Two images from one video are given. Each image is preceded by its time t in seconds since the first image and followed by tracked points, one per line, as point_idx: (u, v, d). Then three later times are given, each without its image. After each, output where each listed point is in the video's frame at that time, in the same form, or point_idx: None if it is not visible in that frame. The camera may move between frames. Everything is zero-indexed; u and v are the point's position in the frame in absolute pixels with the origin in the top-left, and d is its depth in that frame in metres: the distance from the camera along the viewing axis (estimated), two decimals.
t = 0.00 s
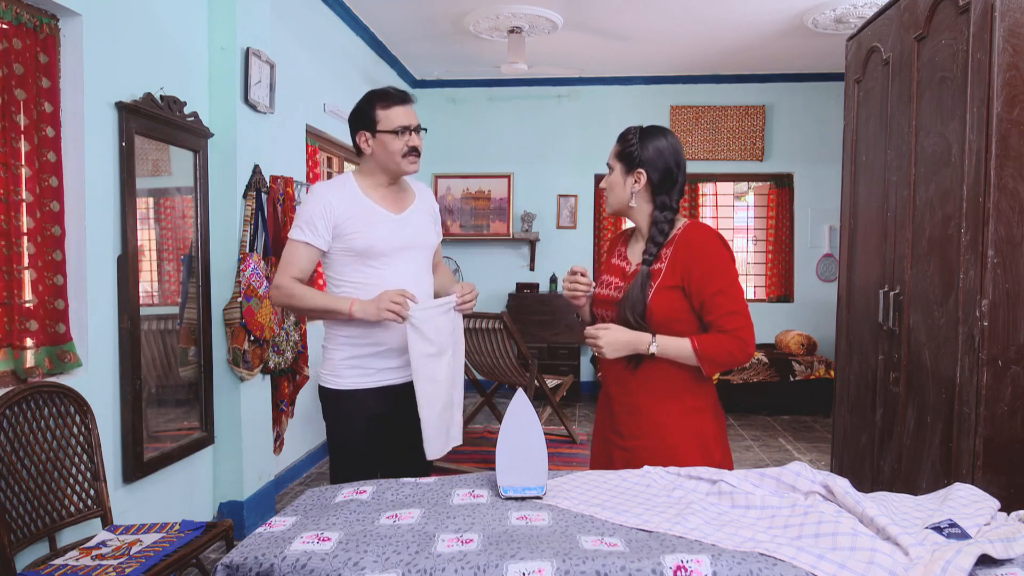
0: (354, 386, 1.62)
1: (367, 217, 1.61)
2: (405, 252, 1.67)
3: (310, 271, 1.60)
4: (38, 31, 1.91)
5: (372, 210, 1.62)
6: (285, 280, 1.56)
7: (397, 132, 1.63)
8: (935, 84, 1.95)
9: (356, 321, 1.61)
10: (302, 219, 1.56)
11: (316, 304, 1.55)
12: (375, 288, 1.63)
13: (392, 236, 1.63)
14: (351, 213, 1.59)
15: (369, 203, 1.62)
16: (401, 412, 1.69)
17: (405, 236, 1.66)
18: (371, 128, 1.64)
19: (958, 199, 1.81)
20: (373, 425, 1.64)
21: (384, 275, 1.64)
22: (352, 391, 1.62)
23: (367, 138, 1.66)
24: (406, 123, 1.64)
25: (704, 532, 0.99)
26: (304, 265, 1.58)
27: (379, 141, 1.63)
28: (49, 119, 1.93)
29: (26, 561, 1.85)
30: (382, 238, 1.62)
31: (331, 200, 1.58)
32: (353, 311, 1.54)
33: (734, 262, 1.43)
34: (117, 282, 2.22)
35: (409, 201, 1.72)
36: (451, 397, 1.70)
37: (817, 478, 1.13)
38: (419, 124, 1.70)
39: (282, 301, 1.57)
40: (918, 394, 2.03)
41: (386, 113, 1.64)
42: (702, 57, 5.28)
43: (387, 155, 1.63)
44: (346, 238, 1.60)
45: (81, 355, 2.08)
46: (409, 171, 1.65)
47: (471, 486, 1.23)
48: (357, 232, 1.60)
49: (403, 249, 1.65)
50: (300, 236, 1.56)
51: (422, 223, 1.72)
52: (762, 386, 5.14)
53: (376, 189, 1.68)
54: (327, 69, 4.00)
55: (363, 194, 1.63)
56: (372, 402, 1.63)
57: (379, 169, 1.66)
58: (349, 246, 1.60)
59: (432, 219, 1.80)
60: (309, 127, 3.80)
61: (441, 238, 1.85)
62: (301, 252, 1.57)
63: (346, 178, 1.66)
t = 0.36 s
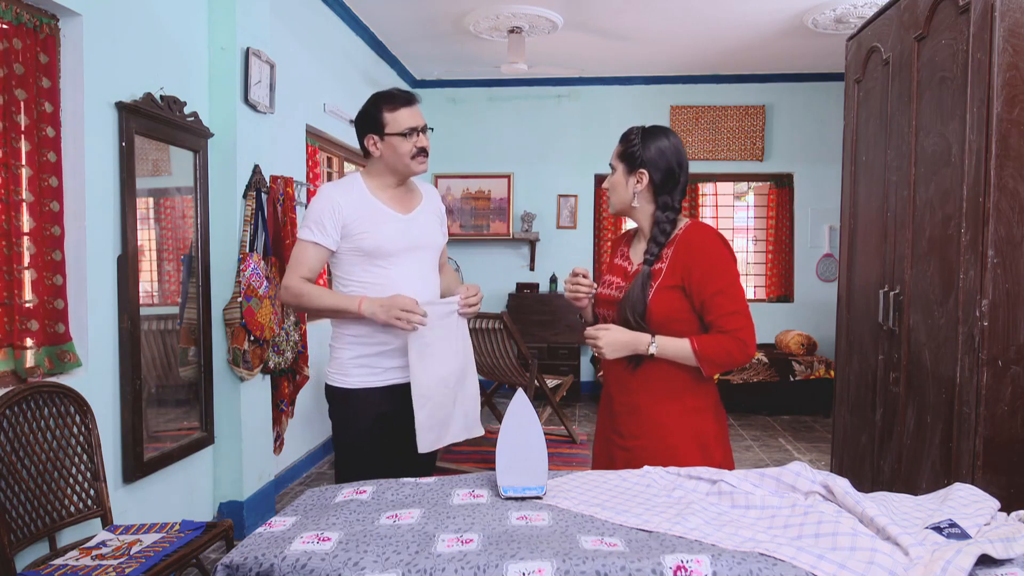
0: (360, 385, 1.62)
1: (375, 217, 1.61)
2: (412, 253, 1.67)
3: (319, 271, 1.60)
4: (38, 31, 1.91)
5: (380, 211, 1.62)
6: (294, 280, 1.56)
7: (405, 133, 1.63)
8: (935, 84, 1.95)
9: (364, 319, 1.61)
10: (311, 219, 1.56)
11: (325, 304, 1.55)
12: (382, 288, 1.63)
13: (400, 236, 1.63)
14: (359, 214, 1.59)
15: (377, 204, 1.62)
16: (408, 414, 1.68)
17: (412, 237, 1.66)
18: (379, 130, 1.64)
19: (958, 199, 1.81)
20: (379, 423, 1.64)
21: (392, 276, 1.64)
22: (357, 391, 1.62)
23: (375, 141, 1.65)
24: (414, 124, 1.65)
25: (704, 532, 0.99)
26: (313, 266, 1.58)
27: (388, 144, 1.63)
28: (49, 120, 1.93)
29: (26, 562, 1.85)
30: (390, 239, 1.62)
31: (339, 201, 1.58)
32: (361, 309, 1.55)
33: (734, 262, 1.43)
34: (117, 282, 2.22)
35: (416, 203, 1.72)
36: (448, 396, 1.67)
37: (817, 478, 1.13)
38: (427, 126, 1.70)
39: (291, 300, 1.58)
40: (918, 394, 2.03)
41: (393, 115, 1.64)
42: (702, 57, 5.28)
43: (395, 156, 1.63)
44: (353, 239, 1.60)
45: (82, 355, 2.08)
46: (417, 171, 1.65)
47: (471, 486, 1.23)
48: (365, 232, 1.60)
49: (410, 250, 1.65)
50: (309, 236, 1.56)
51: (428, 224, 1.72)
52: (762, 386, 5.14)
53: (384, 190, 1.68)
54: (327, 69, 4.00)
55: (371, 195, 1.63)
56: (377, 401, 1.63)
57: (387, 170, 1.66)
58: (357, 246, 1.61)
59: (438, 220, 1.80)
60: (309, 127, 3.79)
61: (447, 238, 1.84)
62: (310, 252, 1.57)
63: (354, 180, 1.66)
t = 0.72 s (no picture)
0: (363, 385, 1.62)
1: (379, 217, 1.61)
2: (415, 253, 1.67)
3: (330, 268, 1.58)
4: (39, 31, 1.91)
5: (383, 211, 1.62)
6: (306, 281, 1.54)
7: (407, 131, 1.63)
8: (935, 84, 1.95)
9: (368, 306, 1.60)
10: (318, 218, 1.56)
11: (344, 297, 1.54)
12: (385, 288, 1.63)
13: (403, 236, 1.64)
14: (363, 213, 1.59)
15: (381, 203, 1.62)
16: (411, 413, 1.68)
17: (415, 237, 1.66)
18: (382, 128, 1.65)
19: (958, 199, 1.81)
20: (382, 422, 1.64)
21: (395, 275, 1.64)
22: (361, 390, 1.62)
23: (379, 138, 1.66)
24: (417, 123, 1.65)
25: (704, 532, 0.99)
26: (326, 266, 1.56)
27: (390, 140, 1.64)
28: (49, 120, 1.93)
29: (26, 562, 1.85)
30: (394, 238, 1.62)
31: (344, 200, 1.58)
32: (380, 290, 1.54)
33: (740, 262, 1.43)
34: (117, 282, 2.22)
35: (419, 203, 1.72)
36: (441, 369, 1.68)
37: (817, 478, 1.13)
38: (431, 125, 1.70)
39: (308, 302, 1.55)
40: (918, 394, 2.03)
41: (397, 113, 1.64)
42: (702, 57, 5.27)
43: (398, 155, 1.63)
44: (357, 239, 1.60)
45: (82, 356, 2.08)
46: (418, 171, 1.65)
47: (471, 486, 1.23)
48: (369, 231, 1.60)
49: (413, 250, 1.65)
50: (318, 235, 1.55)
51: (431, 224, 1.73)
52: (762, 386, 5.14)
53: (387, 191, 1.68)
54: (328, 69, 4.00)
55: (375, 194, 1.63)
56: (380, 400, 1.63)
57: (390, 169, 1.67)
58: (361, 246, 1.61)
59: (441, 221, 1.80)
60: (310, 127, 3.80)
61: (451, 239, 1.85)
62: (318, 250, 1.55)
63: (357, 179, 1.66)
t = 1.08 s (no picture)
0: (365, 385, 1.62)
1: (383, 217, 1.61)
2: (418, 254, 1.67)
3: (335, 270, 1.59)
4: (39, 31, 1.91)
5: (388, 210, 1.62)
6: (311, 281, 1.55)
7: (412, 132, 1.63)
8: (935, 84, 1.95)
9: (367, 297, 1.61)
10: (322, 216, 1.57)
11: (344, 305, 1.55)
12: (387, 288, 1.63)
13: (408, 236, 1.63)
14: (367, 213, 1.59)
15: (384, 203, 1.62)
16: (412, 413, 1.68)
17: (418, 238, 1.66)
18: (388, 128, 1.65)
19: (958, 199, 1.81)
20: (384, 422, 1.64)
21: (398, 276, 1.64)
22: (362, 390, 1.62)
23: (384, 137, 1.66)
24: (421, 123, 1.65)
25: (704, 532, 0.99)
26: (331, 268, 1.58)
27: (395, 140, 1.64)
28: (51, 119, 1.93)
29: (26, 562, 1.85)
30: (399, 238, 1.62)
31: (348, 200, 1.59)
32: (381, 312, 1.55)
33: (745, 261, 1.43)
34: (117, 281, 2.21)
35: (423, 204, 1.72)
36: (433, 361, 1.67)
37: (817, 477, 1.13)
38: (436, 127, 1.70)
39: (309, 303, 1.56)
40: (918, 394, 2.03)
41: (402, 113, 1.64)
42: (702, 57, 5.28)
43: (403, 155, 1.63)
44: (361, 239, 1.60)
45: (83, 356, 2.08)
46: (422, 171, 1.65)
47: (471, 486, 1.23)
48: (374, 231, 1.60)
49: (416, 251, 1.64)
50: (321, 232, 1.56)
51: (436, 226, 1.72)
52: (762, 386, 5.14)
53: (392, 191, 1.67)
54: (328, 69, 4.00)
55: (379, 194, 1.63)
56: (383, 399, 1.63)
57: (394, 169, 1.66)
58: (366, 245, 1.60)
59: (446, 223, 1.80)
60: (310, 127, 3.80)
61: (455, 240, 1.85)
62: (324, 249, 1.56)
63: (363, 179, 1.66)
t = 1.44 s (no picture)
0: (366, 385, 1.62)
1: (383, 217, 1.61)
2: (419, 255, 1.67)
3: (335, 273, 1.60)
4: (39, 31, 1.91)
5: (389, 210, 1.62)
6: (311, 282, 1.55)
7: (409, 133, 1.63)
8: (935, 84, 1.95)
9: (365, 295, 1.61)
10: (322, 218, 1.57)
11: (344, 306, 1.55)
12: (388, 289, 1.63)
13: (408, 236, 1.63)
14: (368, 214, 1.59)
15: (385, 203, 1.62)
16: (414, 413, 1.68)
17: (419, 238, 1.66)
18: (387, 130, 1.65)
19: (958, 199, 1.81)
20: (385, 423, 1.64)
21: (399, 277, 1.63)
22: (363, 390, 1.62)
23: (384, 138, 1.67)
24: (419, 123, 1.64)
25: (704, 532, 0.99)
26: (332, 269, 1.58)
27: (393, 141, 1.64)
28: (54, 119, 1.93)
29: (26, 562, 1.85)
30: (400, 238, 1.62)
31: (349, 200, 1.59)
32: (379, 309, 1.54)
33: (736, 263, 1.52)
34: (117, 281, 2.22)
35: (424, 204, 1.72)
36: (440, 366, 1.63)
37: (817, 477, 1.14)
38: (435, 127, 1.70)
39: (309, 304, 1.56)
40: (918, 394, 2.03)
41: (401, 113, 1.64)
42: (702, 57, 5.27)
43: (401, 155, 1.63)
44: (362, 239, 1.60)
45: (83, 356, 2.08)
46: (421, 171, 1.64)
47: (471, 486, 1.23)
48: (374, 231, 1.60)
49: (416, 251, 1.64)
50: (321, 234, 1.57)
51: (436, 226, 1.72)
52: (762, 386, 5.14)
53: (392, 191, 1.67)
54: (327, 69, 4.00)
55: (379, 194, 1.63)
56: (385, 399, 1.63)
57: (394, 170, 1.66)
58: (366, 246, 1.60)
59: (447, 223, 1.79)
60: (309, 127, 3.79)
61: (457, 241, 1.84)
62: (324, 251, 1.57)
63: (362, 180, 1.66)
